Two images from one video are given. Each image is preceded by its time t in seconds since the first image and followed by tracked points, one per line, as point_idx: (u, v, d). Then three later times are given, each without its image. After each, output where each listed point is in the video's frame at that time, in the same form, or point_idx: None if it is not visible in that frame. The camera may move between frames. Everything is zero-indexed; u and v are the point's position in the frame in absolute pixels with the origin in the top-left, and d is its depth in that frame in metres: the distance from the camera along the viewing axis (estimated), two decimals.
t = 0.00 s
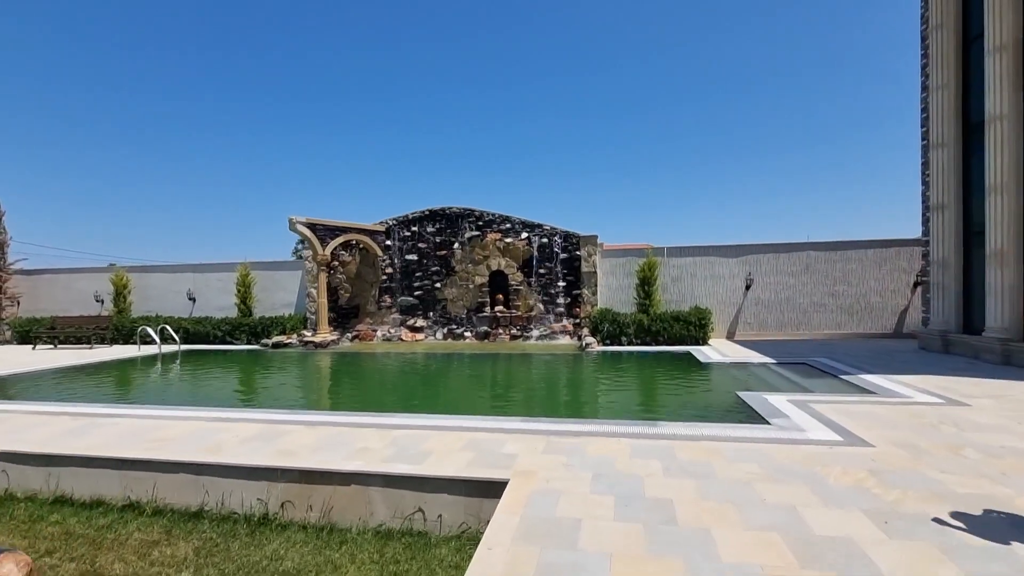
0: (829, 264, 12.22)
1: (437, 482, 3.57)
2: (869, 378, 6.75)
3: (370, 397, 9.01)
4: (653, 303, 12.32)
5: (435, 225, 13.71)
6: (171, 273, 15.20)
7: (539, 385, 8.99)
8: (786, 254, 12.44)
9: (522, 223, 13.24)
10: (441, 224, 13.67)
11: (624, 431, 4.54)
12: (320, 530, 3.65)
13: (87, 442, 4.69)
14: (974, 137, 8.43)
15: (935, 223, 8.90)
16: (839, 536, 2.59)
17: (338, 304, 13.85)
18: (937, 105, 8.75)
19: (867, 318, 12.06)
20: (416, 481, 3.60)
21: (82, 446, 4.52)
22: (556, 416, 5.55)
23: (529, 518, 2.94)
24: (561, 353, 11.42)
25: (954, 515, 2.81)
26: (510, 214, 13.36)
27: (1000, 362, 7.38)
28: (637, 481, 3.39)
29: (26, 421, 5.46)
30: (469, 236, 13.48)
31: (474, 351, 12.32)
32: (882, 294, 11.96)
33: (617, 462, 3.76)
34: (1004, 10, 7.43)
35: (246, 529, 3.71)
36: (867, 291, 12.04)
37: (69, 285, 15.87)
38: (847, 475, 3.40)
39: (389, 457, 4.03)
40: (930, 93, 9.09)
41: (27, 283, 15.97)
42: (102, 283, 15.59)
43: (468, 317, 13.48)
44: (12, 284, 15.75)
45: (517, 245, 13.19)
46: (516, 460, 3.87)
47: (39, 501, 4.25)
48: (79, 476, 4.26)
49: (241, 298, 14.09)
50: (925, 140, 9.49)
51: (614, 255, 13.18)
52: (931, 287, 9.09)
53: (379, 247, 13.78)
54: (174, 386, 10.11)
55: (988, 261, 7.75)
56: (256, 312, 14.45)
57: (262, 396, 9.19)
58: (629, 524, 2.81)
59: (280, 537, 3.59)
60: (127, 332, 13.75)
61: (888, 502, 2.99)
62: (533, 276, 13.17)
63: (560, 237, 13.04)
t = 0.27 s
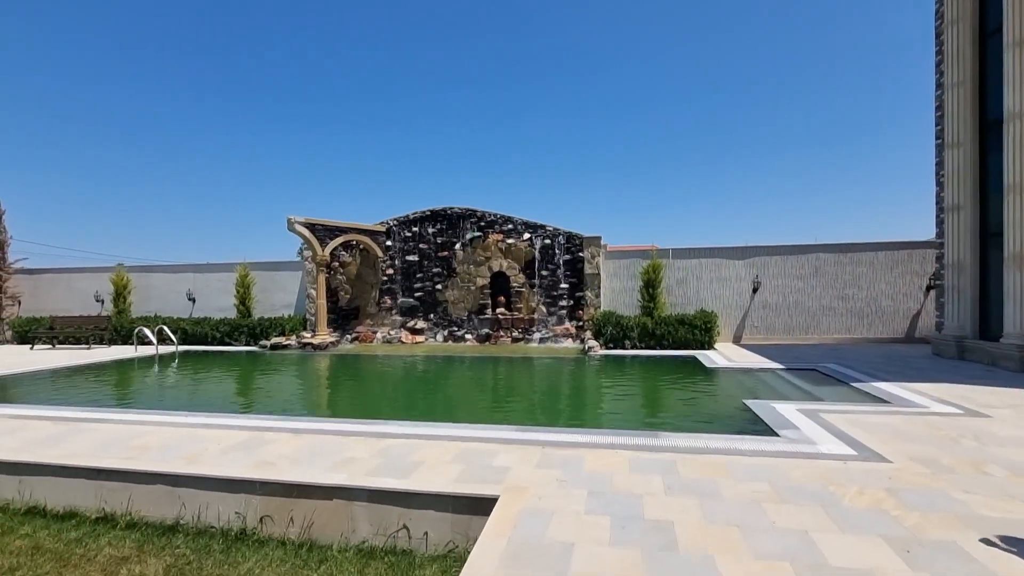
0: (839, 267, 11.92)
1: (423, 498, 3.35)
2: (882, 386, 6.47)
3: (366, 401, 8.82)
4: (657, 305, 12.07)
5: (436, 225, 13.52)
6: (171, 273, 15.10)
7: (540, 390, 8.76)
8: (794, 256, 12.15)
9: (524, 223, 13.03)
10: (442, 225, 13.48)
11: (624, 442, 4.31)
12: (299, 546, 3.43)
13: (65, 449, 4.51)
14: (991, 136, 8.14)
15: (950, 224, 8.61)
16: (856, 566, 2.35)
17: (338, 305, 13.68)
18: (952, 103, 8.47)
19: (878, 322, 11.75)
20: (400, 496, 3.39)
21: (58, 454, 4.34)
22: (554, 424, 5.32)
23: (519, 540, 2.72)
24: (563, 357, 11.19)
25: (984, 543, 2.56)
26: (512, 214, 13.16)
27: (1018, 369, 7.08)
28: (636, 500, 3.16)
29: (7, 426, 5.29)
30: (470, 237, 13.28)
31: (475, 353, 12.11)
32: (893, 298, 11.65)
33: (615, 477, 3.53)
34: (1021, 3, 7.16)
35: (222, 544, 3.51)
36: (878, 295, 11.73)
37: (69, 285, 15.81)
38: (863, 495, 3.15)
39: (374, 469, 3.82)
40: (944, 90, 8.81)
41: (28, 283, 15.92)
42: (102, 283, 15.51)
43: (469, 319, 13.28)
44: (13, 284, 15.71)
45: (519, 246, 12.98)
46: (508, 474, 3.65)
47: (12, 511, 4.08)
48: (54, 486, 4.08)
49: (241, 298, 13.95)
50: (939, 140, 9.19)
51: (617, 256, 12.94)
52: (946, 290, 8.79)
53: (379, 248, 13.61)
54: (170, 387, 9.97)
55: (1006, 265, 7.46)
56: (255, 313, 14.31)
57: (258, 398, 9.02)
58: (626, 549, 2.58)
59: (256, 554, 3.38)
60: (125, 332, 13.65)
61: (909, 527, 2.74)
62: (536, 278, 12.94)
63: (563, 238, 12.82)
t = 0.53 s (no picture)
0: (848, 267, 11.63)
1: (407, 509, 3.13)
2: (895, 390, 6.20)
3: (362, 401, 8.63)
4: (661, 305, 11.81)
5: (436, 223, 13.32)
6: (170, 271, 14.97)
7: (539, 392, 8.54)
8: (802, 255, 11.86)
9: (525, 221, 12.81)
10: (442, 223, 13.28)
11: (624, 449, 4.08)
12: (276, 559, 3.22)
13: (40, 452, 4.33)
14: (1009, 131, 7.85)
15: (965, 223, 8.32)
16: None
17: (336, 304, 13.50)
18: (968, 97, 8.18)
19: (888, 324, 11.45)
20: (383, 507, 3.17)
21: (32, 458, 4.15)
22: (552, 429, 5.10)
23: (506, 558, 2.50)
24: (565, 358, 10.96)
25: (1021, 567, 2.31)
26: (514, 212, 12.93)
27: None
28: (635, 514, 2.93)
29: None
30: (471, 235, 13.07)
31: (475, 353, 11.90)
32: (905, 299, 11.34)
33: (612, 488, 3.31)
34: None
35: (195, 556, 3.30)
36: (889, 296, 11.43)
37: (68, 283, 15.72)
38: (881, 511, 2.90)
39: (359, 477, 3.60)
40: (960, 84, 8.52)
41: (27, 280, 15.84)
42: (101, 281, 15.42)
43: (469, 319, 13.07)
44: (13, 282, 15.65)
45: (520, 245, 12.75)
46: (499, 483, 3.42)
47: None
48: (24, 491, 3.89)
49: (239, 296, 13.80)
50: (954, 135, 8.90)
51: (621, 255, 12.69)
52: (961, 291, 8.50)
53: (378, 246, 13.43)
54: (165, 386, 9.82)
55: None
56: (253, 312, 14.15)
57: (252, 398, 8.85)
58: (622, 571, 2.35)
59: (230, 567, 3.17)
60: (123, 330, 13.53)
61: (934, 548, 2.50)
62: (537, 277, 12.71)
63: (565, 236, 12.58)
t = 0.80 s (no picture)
0: (856, 269, 11.36)
1: (388, 526, 2.90)
2: (908, 398, 5.95)
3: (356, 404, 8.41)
4: (664, 307, 11.56)
5: (435, 223, 13.10)
6: (166, 270, 14.80)
7: (538, 395, 8.31)
8: (808, 257, 11.59)
9: (525, 221, 12.58)
10: (441, 222, 13.06)
11: (623, 461, 3.85)
12: None
13: (9, 459, 4.12)
14: None
15: (979, 224, 8.05)
16: None
17: (333, 304, 13.30)
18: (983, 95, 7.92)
19: (897, 327, 11.18)
20: (362, 525, 2.94)
21: None
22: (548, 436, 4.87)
23: None
24: (565, 360, 10.73)
25: None
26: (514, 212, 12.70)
27: None
28: (633, 535, 2.70)
29: None
30: (470, 234, 12.85)
31: (473, 355, 11.68)
32: (914, 302, 11.06)
33: (609, 504, 3.07)
34: None
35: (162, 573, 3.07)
36: (898, 299, 11.15)
37: (65, 281, 15.58)
38: (902, 535, 2.66)
39: (339, 489, 3.37)
40: (974, 81, 8.25)
41: (23, 278, 15.70)
42: (97, 279, 15.26)
43: (468, 320, 12.85)
44: (9, 280, 15.51)
45: (520, 245, 12.53)
46: (488, 498, 3.19)
47: None
48: None
49: (235, 296, 13.62)
50: (967, 134, 8.63)
51: (623, 255, 12.44)
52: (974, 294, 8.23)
53: (376, 246, 13.22)
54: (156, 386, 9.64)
55: None
56: (250, 312, 13.96)
57: (243, 400, 8.66)
58: None
59: None
60: (117, 330, 13.36)
61: None
62: (537, 278, 12.48)
63: (566, 237, 12.34)
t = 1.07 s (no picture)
0: (863, 271, 11.11)
1: (366, 545, 2.69)
2: (919, 405, 5.71)
3: (349, 405, 8.21)
4: (666, 308, 11.34)
5: (433, 221, 12.90)
6: (162, 268, 14.63)
7: (536, 399, 8.10)
8: (814, 258, 11.35)
9: (525, 220, 12.35)
10: (439, 221, 12.85)
11: (620, 473, 3.63)
12: None
13: None
14: None
15: (991, 225, 7.80)
16: None
17: (330, 303, 13.12)
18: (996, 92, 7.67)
19: (905, 330, 10.93)
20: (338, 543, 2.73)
21: None
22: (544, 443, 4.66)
23: None
24: (564, 362, 10.52)
25: None
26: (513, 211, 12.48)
27: None
28: (629, 559, 2.48)
29: None
30: (469, 233, 12.64)
31: (471, 357, 11.48)
32: (923, 305, 10.81)
33: (604, 522, 2.86)
34: None
35: None
36: (905, 301, 10.90)
37: (60, 279, 15.43)
38: (924, 561, 2.43)
39: (317, 503, 3.16)
40: (987, 77, 8.00)
41: (19, 276, 15.56)
42: (93, 277, 15.11)
43: (466, 320, 12.65)
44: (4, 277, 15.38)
45: (519, 244, 12.31)
46: (474, 515, 2.98)
47: None
48: None
49: (230, 295, 13.44)
50: (979, 132, 8.38)
51: (624, 255, 12.21)
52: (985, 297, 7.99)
53: (373, 244, 13.02)
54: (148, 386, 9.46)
55: None
56: (246, 310, 13.78)
57: (234, 400, 8.47)
58: None
59: None
60: (111, 328, 13.19)
61: None
62: (537, 278, 12.26)
63: (566, 236, 12.12)
